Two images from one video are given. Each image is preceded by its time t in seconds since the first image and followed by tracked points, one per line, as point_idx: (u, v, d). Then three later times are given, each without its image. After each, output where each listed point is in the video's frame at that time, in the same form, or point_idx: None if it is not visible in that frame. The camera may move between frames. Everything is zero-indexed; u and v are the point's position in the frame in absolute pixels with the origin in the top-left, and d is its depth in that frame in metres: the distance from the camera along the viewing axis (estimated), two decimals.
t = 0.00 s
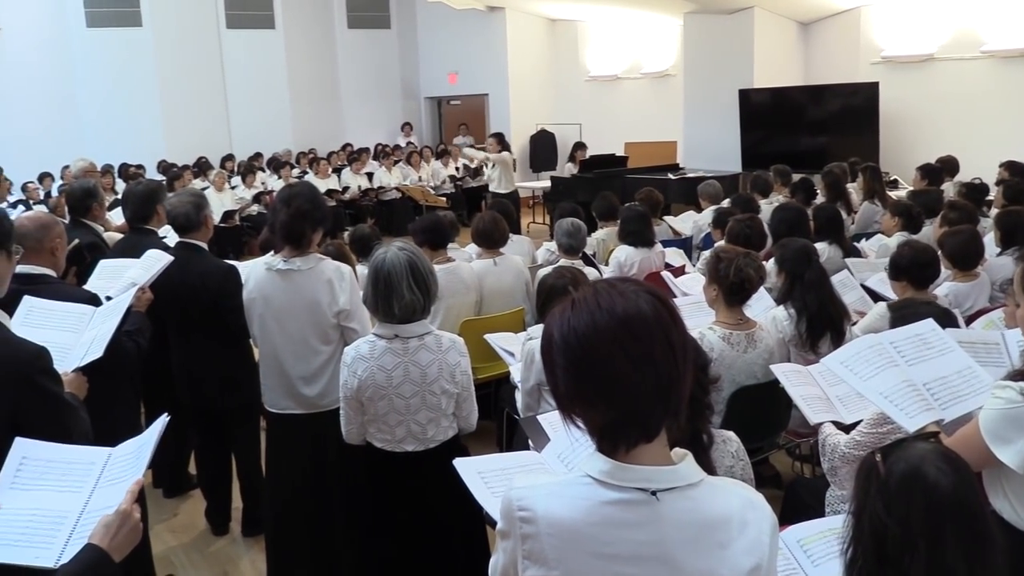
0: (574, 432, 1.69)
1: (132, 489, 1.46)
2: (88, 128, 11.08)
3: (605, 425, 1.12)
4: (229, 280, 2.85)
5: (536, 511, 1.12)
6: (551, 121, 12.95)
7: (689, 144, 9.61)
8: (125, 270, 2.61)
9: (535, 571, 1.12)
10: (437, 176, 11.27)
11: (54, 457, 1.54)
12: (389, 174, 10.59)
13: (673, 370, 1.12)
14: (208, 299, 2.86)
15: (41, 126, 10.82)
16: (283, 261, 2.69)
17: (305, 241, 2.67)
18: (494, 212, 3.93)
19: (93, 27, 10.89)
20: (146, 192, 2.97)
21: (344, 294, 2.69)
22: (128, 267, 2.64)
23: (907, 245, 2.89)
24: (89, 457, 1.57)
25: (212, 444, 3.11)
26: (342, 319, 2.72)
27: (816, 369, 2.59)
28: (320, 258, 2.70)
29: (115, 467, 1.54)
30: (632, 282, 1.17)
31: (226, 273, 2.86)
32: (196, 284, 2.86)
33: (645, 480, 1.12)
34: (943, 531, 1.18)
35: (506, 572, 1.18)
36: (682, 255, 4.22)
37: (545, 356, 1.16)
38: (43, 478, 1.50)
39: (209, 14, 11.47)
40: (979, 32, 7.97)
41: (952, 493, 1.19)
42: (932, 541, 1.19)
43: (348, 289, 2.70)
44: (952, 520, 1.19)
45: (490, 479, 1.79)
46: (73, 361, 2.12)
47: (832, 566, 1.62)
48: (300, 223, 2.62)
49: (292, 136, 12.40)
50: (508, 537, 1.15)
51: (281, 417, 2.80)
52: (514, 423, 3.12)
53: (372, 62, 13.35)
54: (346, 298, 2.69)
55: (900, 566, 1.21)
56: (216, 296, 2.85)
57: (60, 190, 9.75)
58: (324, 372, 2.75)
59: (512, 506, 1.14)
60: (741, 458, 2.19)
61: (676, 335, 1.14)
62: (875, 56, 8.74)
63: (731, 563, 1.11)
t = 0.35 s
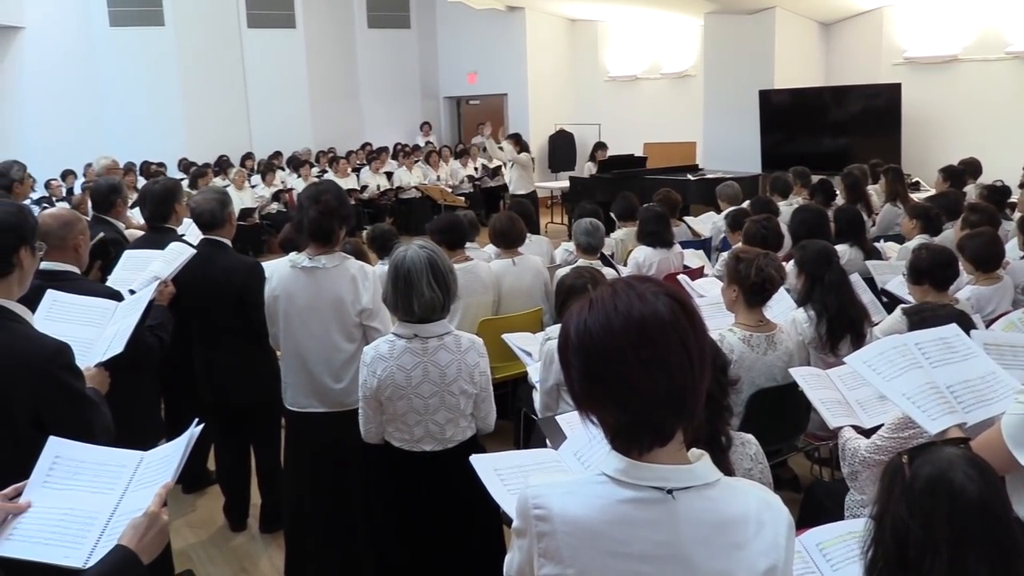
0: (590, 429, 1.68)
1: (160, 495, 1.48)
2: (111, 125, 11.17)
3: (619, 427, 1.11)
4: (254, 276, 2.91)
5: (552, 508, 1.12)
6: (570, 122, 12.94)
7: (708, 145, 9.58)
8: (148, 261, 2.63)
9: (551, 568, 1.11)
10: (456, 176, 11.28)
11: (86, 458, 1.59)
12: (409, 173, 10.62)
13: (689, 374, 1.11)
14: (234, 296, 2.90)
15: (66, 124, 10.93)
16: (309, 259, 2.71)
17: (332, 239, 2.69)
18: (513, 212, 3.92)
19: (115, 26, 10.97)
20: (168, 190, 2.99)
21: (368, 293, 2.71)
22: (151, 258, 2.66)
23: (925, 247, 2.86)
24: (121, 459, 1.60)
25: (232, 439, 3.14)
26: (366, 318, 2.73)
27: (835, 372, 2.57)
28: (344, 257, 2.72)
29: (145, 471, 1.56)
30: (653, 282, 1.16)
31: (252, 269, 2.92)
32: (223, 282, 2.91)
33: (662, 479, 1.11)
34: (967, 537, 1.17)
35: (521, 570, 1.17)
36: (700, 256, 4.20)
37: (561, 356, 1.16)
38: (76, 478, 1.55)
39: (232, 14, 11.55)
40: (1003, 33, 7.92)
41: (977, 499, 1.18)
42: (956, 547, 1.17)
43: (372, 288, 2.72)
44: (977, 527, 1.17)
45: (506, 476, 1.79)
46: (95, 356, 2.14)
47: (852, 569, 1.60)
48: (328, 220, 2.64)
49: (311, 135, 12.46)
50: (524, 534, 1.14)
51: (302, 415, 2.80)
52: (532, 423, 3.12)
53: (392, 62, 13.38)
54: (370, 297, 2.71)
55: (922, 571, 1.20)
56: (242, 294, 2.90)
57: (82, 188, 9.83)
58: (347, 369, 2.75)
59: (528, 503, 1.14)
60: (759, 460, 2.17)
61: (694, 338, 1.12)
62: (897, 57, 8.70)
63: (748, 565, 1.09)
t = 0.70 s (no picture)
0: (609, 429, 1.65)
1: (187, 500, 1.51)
2: (132, 125, 11.26)
3: (633, 429, 1.11)
4: (277, 274, 2.94)
5: (568, 506, 1.11)
6: (588, 122, 12.93)
7: (726, 145, 9.54)
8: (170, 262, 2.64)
9: (566, 567, 1.11)
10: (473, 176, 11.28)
11: (111, 450, 1.63)
12: (427, 172, 10.62)
13: (706, 380, 1.09)
14: (257, 294, 2.93)
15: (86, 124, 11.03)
16: (327, 258, 2.72)
17: (351, 239, 2.70)
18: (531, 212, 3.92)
19: (137, 27, 11.08)
20: (188, 189, 3.02)
21: (386, 292, 2.72)
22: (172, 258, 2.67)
23: (946, 248, 2.84)
24: (145, 455, 1.63)
25: (251, 437, 3.16)
26: (385, 317, 2.74)
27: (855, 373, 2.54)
28: (363, 257, 2.73)
29: (168, 468, 1.59)
30: (675, 284, 1.14)
31: (274, 267, 2.94)
32: (246, 280, 2.93)
33: (677, 479, 1.10)
34: (991, 542, 1.15)
35: (537, 570, 1.16)
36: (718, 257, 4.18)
37: (580, 354, 1.15)
38: (99, 472, 1.58)
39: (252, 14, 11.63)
40: None
41: (999, 502, 1.16)
42: (977, 552, 1.15)
43: (390, 288, 2.73)
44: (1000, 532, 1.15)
45: (522, 480, 1.78)
46: (121, 351, 2.15)
47: (872, 572, 1.58)
48: (348, 221, 2.65)
49: (330, 134, 12.50)
50: (540, 533, 1.14)
51: (318, 413, 2.81)
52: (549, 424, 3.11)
53: (410, 62, 13.42)
54: (388, 296, 2.72)
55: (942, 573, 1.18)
56: (266, 293, 2.94)
57: (103, 187, 9.91)
58: (363, 369, 2.75)
59: (544, 502, 1.13)
60: (779, 463, 2.16)
61: (714, 343, 1.10)
62: (919, 57, 8.63)
63: (763, 565, 1.09)
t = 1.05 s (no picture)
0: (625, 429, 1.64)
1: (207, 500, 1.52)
2: (153, 126, 11.37)
3: (647, 431, 1.10)
4: (292, 276, 2.97)
5: (581, 506, 1.11)
6: (605, 123, 12.90)
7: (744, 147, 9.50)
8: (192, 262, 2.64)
9: (579, 566, 1.11)
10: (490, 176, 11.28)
11: (132, 443, 1.63)
12: (444, 173, 10.63)
13: (721, 383, 1.08)
14: (272, 295, 2.95)
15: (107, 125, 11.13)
16: (342, 258, 2.73)
17: (365, 241, 2.70)
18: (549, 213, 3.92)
19: (158, 28, 11.20)
20: (207, 188, 3.03)
21: (399, 293, 2.72)
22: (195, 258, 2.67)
23: (968, 250, 2.82)
24: (167, 448, 1.64)
25: (268, 435, 3.18)
26: (398, 317, 2.73)
27: (875, 376, 2.52)
28: (376, 257, 2.73)
29: (190, 464, 1.60)
30: (692, 286, 1.12)
31: (290, 269, 2.97)
32: (261, 280, 2.95)
33: (690, 480, 1.10)
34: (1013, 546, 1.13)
35: (552, 569, 1.16)
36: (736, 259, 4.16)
37: (595, 355, 1.14)
38: (121, 463, 1.60)
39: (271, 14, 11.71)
40: None
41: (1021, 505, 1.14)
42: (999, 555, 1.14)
43: (403, 289, 2.73)
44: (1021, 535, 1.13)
45: (539, 478, 1.76)
46: (148, 345, 2.21)
47: None
48: (361, 223, 2.65)
49: (348, 135, 12.54)
50: (553, 532, 1.14)
51: (333, 411, 2.82)
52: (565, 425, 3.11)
53: (428, 63, 13.44)
54: (401, 298, 2.71)
55: None
56: (281, 293, 2.95)
57: (124, 187, 10.01)
58: (375, 368, 2.75)
59: (558, 501, 1.13)
60: (797, 466, 2.14)
61: (729, 346, 1.09)
62: (940, 58, 8.57)
63: (777, 567, 1.08)
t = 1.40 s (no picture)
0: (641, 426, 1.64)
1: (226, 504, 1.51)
2: (173, 127, 11.47)
3: (659, 432, 1.09)
4: (306, 278, 2.96)
5: (592, 505, 1.13)
6: (622, 123, 12.88)
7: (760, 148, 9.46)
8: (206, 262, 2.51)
9: (591, 564, 1.13)
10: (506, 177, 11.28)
11: (156, 448, 1.65)
12: (460, 174, 10.63)
13: (731, 385, 1.07)
14: (286, 296, 2.95)
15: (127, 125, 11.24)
16: (352, 258, 2.73)
17: (374, 241, 2.70)
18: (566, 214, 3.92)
19: (177, 29, 11.29)
20: (225, 189, 3.04)
21: (406, 295, 2.70)
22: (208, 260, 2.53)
23: (993, 252, 2.79)
24: (190, 454, 1.65)
25: (284, 435, 3.19)
26: (406, 318, 2.72)
27: (891, 384, 2.50)
28: (386, 258, 2.72)
29: (211, 470, 1.60)
30: (703, 287, 1.11)
31: (304, 271, 2.97)
32: (273, 281, 2.95)
33: (700, 480, 1.09)
34: None
35: (564, 566, 1.19)
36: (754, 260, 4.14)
37: (606, 357, 1.13)
38: (144, 468, 1.61)
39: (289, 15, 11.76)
40: None
41: None
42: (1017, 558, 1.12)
43: (410, 290, 2.71)
44: None
45: (556, 474, 1.74)
46: (166, 336, 2.26)
47: None
48: (371, 224, 2.66)
49: (365, 135, 12.57)
50: (567, 530, 1.16)
51: (345, 410, 2.82)
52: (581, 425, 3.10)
53: (445, 63, 13.45)
54: (408, 299, 2.70)
55: None
56: (294, 293, 2.95)
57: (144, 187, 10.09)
58: (382, 368, 2.74)
59: (569, 499, 1.15)
60: (815, 469, 2.11)
61: (741, 347, 1.08)
62: (960, 59, 8.50)
63: (788, 568, 1.07)
